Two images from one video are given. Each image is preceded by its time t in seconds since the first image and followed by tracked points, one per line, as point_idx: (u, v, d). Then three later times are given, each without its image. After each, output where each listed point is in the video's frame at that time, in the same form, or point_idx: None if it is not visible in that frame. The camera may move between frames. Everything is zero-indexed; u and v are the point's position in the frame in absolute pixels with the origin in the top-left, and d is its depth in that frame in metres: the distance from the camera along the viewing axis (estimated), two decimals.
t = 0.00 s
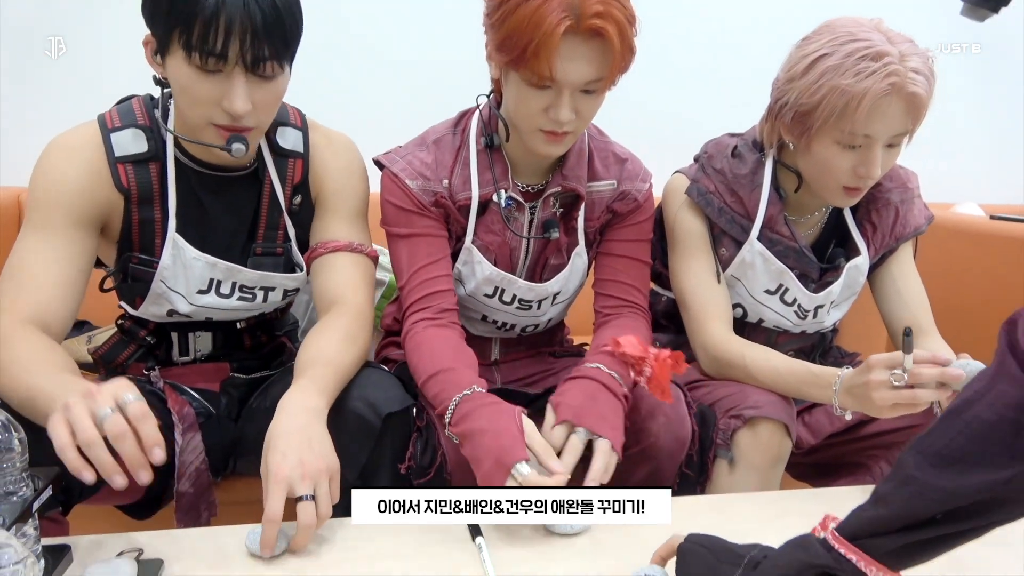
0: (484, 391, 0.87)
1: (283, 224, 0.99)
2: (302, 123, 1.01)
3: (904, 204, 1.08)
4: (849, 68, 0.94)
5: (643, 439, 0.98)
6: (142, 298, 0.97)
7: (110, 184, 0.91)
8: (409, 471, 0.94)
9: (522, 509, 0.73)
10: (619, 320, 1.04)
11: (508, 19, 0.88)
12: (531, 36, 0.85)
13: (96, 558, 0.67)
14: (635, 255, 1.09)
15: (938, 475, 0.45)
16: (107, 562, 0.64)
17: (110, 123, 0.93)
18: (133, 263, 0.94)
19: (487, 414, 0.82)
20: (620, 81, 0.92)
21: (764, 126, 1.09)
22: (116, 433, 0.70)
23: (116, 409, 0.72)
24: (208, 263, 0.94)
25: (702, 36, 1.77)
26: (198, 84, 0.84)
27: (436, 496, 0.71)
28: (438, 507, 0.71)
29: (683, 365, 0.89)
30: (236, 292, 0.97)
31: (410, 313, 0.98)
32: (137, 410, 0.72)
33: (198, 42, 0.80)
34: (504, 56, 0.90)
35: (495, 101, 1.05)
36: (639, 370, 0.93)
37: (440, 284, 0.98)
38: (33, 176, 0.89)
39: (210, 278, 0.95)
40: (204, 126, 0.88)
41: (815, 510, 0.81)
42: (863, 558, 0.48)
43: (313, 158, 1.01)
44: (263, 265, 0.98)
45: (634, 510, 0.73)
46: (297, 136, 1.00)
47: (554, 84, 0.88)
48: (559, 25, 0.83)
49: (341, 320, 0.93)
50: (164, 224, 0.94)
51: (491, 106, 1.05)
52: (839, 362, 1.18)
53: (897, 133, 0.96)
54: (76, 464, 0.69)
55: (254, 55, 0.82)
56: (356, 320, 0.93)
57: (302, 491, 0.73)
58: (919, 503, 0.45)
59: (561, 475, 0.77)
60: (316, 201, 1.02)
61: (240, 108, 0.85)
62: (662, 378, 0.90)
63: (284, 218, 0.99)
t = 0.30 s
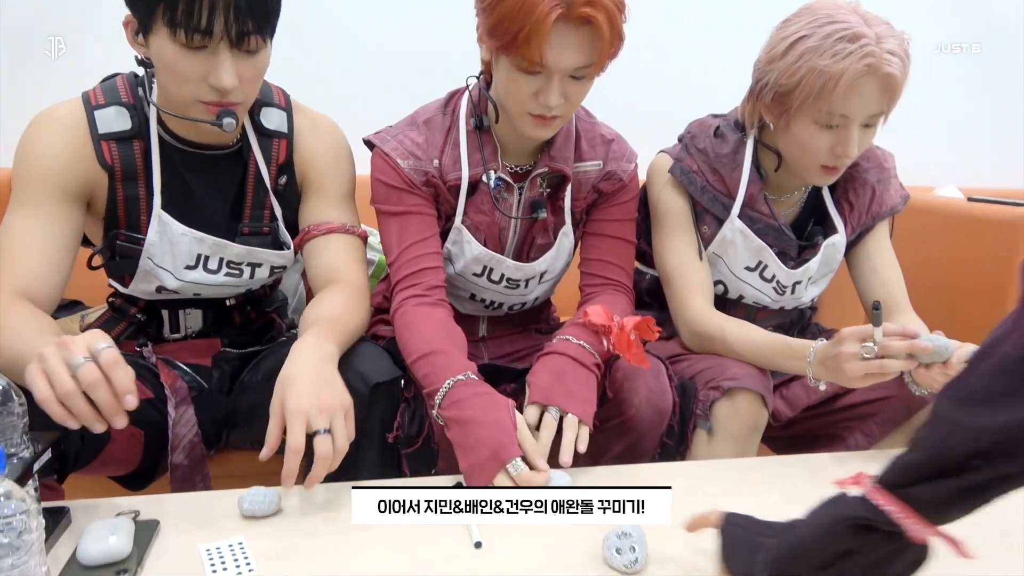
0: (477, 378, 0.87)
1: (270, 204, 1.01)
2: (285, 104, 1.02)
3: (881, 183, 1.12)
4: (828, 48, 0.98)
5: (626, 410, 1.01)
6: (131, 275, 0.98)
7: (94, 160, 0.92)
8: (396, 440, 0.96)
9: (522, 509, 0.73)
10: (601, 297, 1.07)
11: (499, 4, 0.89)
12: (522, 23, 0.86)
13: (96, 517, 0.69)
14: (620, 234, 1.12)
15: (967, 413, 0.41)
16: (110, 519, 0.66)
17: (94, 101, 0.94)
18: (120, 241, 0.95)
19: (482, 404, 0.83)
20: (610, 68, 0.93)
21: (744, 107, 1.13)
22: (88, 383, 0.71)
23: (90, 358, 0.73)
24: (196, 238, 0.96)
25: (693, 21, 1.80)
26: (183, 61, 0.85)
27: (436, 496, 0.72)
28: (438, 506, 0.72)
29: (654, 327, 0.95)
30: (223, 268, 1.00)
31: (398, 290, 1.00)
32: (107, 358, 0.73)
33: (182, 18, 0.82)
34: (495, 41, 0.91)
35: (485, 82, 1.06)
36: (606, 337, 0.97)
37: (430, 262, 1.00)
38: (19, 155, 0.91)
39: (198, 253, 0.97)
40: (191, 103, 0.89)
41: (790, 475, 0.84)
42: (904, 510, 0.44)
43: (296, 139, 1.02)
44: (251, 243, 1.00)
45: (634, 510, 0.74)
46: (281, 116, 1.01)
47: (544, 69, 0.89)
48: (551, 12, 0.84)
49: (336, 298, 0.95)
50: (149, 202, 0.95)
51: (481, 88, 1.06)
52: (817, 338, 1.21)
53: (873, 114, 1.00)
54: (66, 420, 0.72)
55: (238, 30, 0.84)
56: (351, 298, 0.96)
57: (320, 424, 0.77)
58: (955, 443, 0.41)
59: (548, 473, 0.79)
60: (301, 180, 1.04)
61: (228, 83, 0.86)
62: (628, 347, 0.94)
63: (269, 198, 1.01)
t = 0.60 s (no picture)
0: (470, 365, 0.90)
1: (268, 198, 1.04)
2: (279, 98, 1.04)
3: (868, 178, 1.15)
4: (815, 47, 1.01)
5: (619, 398, 1.05)
6: (133, 268, 1.01)
7: (94, 155, 0.94)
8: (396, 426, 0.99)
9: (523, 510, 0.73)
10: (595, 289, 1.09)
11: (497, 5, 0.92)
12: (519, 24, 0.89)
13: (107, 495, 0.72)
14: (613, 227, 1.14)
15: None
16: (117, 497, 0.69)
17: (94, 96, 0.96)
18: (122, 234, 0.98)
19: (470, 389, 0.85)
20: (604, 69, 0.96)
21: (734, 104, 1.16)
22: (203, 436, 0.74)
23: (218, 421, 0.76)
24: (196, 230, 0.99)
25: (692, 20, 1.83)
26: (179, 61, 0.87)
27: (437, 496, 0.73)
28: (438, 506, 0.72)
29: (647, 317, 0.98)
30: (225, 259, 1.02)
31: (395, 281, 1.02)
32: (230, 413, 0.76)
33: (177, 18, 0.83)
34: (493, 42, 0.94)
35: (483, 80, 1.09)
36: (598, 329, 0.99)
37: (426, 254, 1.03)
38: (23, 147, 0.93)
39: (199, 246, 1.00)
40: (191, 101, 0.92)
41: (777, 460, 0.87)
42: None
43: (291, 133, 1.04)
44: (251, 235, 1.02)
45: (634, 510, 0.72)
46: (276, 111, 1.03)
47: (540, 69, 0.92)
48: (547, 15, 0.87)
49: (331, 281, 0.98)
50: (149, 195, 0.97)
51: (479, 85, 1.09)
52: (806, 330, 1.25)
53: (859, 110, 1.03)
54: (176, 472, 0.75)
55: (232, 26, 0.85)
56: (348, 286, 1.00)
57: (305, 370, 0.81)
58: None
59: (534, 456, 0.81)
60: (297, 175, 1.06)
61: (227, 79, 0.89)
62: (620, 338, 0.96)
63: (267, 192, 1.03)
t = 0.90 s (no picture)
0: (467, 367, 0.91)
1: (258, 191, 1.04)
2: (267, 93, 1.05)
3: (857, 183, 1.17)
4: (803, 53, 1.03)
5: (611, 400, 1.06)
6: (131, 269, 1.01)
7: (88, 156, 0.94)
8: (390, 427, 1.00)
9: (523, 509, 0.73)
10: (587, 292, 1.11)
11: (490, 12, 0.93)
12: (512, 31, 0.90)
13: (106, 494, 0.72)
14: (606, 229, 1.16)
15: None
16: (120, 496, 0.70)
17: (85, 100, 0.96)
18: (119, 236, 0.99)
19: (468, 391, 0.86)
20: (594, 75, 0.97)
21: (726, 110, 1.18)
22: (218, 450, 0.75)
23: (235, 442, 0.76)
24: (192, 230, 1.00)
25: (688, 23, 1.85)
26: (178, 58, 0.88)
27: (437, 496, 0.74)
28: (438, 506, 0.73)
29: (636, 317, 0.99)
30: (221, 257, 1.03)
31: (389, 282, 1.03)
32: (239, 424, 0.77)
33: (174, 15, 0.84)
34: (486, 47, 0.95)
35: (476, 84, 1.10)
36: (589, 330, 1.01)
37: (420, 255, 1.04)
38: (19, 151, 0.93)
39: (195, 244, 1.01)
40: (190, 99, 0.92)
41: (768, 461, 0.89)
42: None
43: (279, 127, 1.05)
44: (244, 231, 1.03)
45: (634, 510, 0.74)
46: (264, 106, 1.04)
47: (532, 75, 0.93)
48: (539, 22, 0.88)
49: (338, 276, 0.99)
50: (144, 197, 0.98)
51: (473, 89, 1.10)
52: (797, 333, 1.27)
53: (847, 115, 1.04)
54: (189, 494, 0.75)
55: (226, 18, 0.87)
56: (353, 274, 1.00)
57: (365, 403, 0.80)
58: None
59: (531, 455, 0.82)
60: (287, 169, 1.07)
61: (224, 71, 0.90)
62: (611, 338, 0.97)
63: (257, 185, 1.04)
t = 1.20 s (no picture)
0: (471, 380, 0.92)
1: (252, 206, 1.05)
2: (262, 104, 1.06)
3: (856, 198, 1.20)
4: (800, 64, 1.04)
5: (612, 409, 1.06)
6: (128, 282, 1.02)
7: (83, 170, 0.95)
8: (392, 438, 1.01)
9: (523, 510, 0.75)
10: (587, 302, 1.12)
11: (491, 26, 0.94)
12: (512, 45, 0.91)
13: (111, 506, 0.73)
14: (606, 240, 1.17)
15: None
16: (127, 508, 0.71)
17: (80, 113, 0.97)
18: (115, 248, 1.00)
19: (473, 403, 0.87)
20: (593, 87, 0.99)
21: (725, 124, 1.19)
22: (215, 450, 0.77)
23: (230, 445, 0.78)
24: (187, 243, 1.00)
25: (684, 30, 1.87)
26: (197, 67, 0.89)
27: (437, 496, 0.74)
28: (438, 506, 0.74)
29: (635, 328, 1.01)
30: (216, 269, 1.04)
31: (391, 293, 1.04)
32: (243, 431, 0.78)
33: (194, 24, 0.85)
34: (486, 61, 0.96)
35: (477, 96, 1.11)
36: (590, 341, 1.01)
37: (421, 267, 1.04)
38: (15, 166, 0.94)
39: (190, 257, 1.01)
40: (206, 108, 0.93)
41: (766, 470, 0.89)
42: None
43: (272, 140, 1.05)
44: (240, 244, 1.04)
45: (634, 510, 0.74)
46: (258, 119, 1.04)
47: (532, 89, 0.94)
48: (539, 37, 0.89)
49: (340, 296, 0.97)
50: (139, 210, 0.99)
51: (473, 101, 1.11)
52: (794, 343, 1.29)
53: (845, 125, 1.05)
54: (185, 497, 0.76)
55: (242, 23, 0.89)
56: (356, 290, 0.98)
57: (434, 462, 0.79)
58: None
59: (534, 467, 0.83)
60: (282, 184, 1.07)
61: (243, 76, 0.92)
62: (611, 348, 0.98)
63: (251, 201, 1.05)
